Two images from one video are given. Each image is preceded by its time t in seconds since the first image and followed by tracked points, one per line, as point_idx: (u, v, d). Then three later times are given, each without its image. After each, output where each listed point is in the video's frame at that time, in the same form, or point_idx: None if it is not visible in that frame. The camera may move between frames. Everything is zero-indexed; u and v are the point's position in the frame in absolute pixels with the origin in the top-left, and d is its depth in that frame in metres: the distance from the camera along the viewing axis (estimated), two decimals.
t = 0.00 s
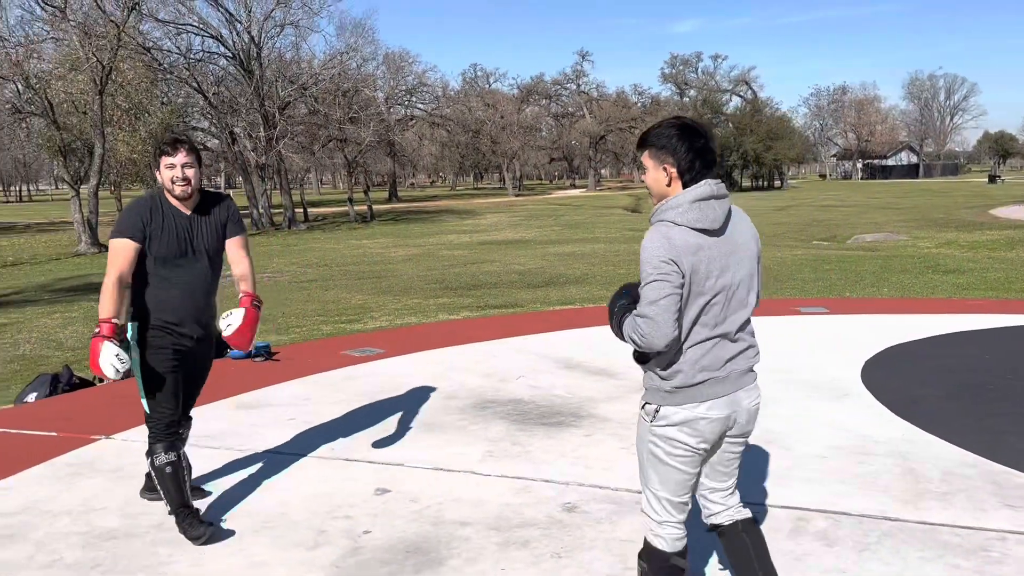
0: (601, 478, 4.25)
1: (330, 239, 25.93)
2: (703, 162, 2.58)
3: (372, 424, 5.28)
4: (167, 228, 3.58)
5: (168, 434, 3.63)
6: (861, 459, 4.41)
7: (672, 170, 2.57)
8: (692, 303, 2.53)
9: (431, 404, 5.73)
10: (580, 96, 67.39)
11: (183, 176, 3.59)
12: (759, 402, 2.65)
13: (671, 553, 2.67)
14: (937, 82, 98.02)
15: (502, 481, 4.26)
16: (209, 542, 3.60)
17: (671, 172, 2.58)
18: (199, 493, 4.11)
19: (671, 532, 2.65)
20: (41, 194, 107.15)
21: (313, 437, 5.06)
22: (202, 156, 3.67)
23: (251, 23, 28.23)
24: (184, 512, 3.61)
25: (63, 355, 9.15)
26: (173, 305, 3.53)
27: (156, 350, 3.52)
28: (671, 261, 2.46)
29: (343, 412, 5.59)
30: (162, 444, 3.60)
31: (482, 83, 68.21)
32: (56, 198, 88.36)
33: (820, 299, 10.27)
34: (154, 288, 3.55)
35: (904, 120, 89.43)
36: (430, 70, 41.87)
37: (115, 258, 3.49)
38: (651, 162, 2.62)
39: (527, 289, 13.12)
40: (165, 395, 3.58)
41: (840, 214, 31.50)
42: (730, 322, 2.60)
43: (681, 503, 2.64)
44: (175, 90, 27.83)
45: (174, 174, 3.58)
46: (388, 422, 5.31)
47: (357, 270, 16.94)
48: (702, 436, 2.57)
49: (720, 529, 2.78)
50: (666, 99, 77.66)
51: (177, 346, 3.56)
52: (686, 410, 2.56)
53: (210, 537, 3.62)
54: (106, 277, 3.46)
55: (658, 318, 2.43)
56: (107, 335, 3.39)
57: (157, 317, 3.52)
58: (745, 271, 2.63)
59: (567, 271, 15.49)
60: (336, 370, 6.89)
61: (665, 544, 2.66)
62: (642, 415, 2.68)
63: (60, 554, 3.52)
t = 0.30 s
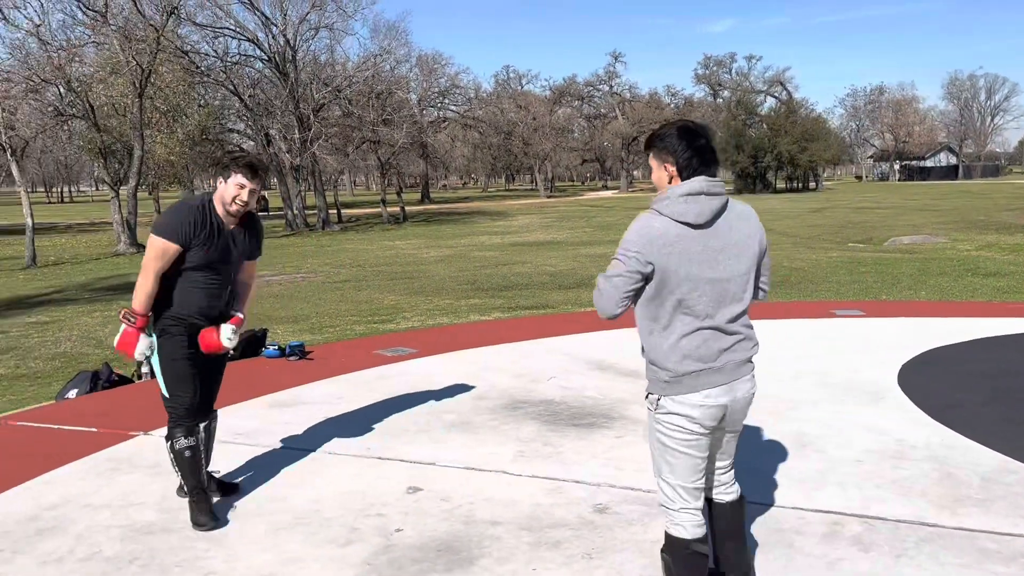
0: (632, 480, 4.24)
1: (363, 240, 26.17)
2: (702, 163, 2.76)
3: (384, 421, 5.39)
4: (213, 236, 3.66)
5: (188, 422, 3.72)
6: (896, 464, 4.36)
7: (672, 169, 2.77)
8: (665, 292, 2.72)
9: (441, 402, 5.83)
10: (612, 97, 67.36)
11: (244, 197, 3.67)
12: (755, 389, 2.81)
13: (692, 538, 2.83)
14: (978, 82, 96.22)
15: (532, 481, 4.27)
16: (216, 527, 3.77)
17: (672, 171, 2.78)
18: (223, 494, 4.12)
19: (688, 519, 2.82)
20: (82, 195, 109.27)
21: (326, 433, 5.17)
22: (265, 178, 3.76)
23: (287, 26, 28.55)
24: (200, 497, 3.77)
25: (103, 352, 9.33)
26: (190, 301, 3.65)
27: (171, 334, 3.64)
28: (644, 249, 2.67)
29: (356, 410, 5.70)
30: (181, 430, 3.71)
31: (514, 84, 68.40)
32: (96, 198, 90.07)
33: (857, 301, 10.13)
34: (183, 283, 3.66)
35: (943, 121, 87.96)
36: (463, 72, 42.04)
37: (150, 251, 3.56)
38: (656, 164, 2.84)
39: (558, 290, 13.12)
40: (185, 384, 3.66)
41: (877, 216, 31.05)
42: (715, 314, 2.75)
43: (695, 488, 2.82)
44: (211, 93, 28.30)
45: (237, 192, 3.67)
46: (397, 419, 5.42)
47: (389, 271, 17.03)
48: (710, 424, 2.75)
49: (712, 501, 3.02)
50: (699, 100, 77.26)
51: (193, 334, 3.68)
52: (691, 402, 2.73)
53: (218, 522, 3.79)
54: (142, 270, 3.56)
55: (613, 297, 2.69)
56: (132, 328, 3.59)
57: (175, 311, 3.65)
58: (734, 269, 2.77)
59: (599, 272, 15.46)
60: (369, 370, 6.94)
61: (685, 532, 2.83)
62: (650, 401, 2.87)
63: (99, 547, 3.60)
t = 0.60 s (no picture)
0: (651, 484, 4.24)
1: (384, 243, 26.31)
2: (716, 174, 2.86)
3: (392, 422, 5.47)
4: (232, 235, 3.73)
5: (201, 422, 3.78)
6: (918, 471, 4.32)
7: (687, 178, 2.87)
8: (685, 292, 2.80)
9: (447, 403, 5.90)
10: (633, 101, 67.35)
11: (267, 193, 3.75)
12: (760, 388, 2.91)
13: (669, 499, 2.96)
14: (1005, 84, 95.09)
15: (550, 485, 4.29)
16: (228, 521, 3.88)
17: (688, 180, 2.86)
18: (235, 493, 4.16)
19: (645, 483, 3.00)
20: (108, 198, 110.79)
21: (336, 433, 5.24)
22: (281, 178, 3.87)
23: (309, 30, 28.73)
24: (207, 493, 3.85)
25: (127, 353, 9.45)
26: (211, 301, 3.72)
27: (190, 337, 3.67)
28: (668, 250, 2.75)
29: (366, 411, 5.76)
30: (192, 429, 3.77)
31: (535, 87, 68.54)
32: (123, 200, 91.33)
33: (879, 306, 10.04)
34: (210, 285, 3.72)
35: (969, 125, 86.97)
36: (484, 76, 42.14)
37: (176, 252, 3.56)
38: (674, 174, 2.91)
39: (578, 294, 13.13)
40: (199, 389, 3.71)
41: (900, 220, 30.77)
42: (728, 314, 2.84)
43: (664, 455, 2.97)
44: (235, 96, 28.59)
45: (256, 189, 3.73)
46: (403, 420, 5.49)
47: (410, 274, 17.11)
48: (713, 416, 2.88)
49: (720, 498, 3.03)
50: (720, 103, 77.02)
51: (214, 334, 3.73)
52: (697, 395, 2.85)
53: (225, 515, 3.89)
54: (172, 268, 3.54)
55: (653, 294, 2.74)
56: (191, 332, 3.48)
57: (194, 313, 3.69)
58: (749, 269, 2.85)
59: (619, 276, 15.44)
60: (389, 373, 6.98)
61: (642, 488, 3.01)
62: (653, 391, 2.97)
63: (124, 546, 3.66)
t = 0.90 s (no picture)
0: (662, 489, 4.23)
1: (395, 246, 26.40)
2: (699, 179, 2.98)
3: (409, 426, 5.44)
4: (233, 224, 3.74)
5: (221, 426, 3.83)
6: (931, 478, 4.30)
7: (672, 183, 2.96)
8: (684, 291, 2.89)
9: (471, 408, 5.85)
10: (645, 105, 67.40)
11: (260, 178, 3.76)
12: (743, 375, 3.01)
13: (656, 497, 3.03)
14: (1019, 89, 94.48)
15: (561, 489, 4.28)
16: (231, 522, 3.92)
17: (673, 186, 2.96)
18: (240, 496, 4.20)
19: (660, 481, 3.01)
20: (122, 200, 111.58)
21: (355, 438, 5.23)
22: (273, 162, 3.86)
23: (322, 33, 28.84)
24: (214, 492, 3.94)
25: (141, 355, 9.51)
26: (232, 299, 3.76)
27: (217, 340, 3.71)
28: (667, 253, 2.83)
29: (383, 415, 5.73)
30: (212, 434, 3.83)
31: (547, 91, 68.67)
32: (138, 202, 92.00)
33: (892, 312, 9.99)
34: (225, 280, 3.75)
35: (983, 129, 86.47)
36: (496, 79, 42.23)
37: (180, 249, 3.60)
38: (655, 179, 3.01)
39: (589, 298, 13.13)
40: (224, 392, 3.76)
41: (913, 225, 30.62)
42: (714, 310, 2.96)
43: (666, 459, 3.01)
44: (248, 99, 28.71)
45: (249, 179, 3.74)
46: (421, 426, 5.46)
47: (421, 277, 17.16)
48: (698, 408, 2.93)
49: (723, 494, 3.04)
50: (732, 108, 76.94)
51: (238, 335, 3.76)
52: (685, 384, 2.93)
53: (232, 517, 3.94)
54: (184, 266, 3.57)
55: (655, 300, 2.78)
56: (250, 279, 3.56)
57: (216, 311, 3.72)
58: (730, 267, 3.00)
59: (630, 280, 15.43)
60: (400, 376, 6.99)
61: (653, 494, 3.03)
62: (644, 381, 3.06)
63: (137, 546, 3.69)
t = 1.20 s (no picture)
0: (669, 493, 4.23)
1: (401, 250, 26.44)
2: (648, 182, 3.08)
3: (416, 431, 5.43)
4: (232, 224, 3.73)
5: (215, 434, 3.78)
6: (937, 485, 4.29)
7: (625, 191, 3.09)
8: (633, 294, 3.04)
9: (478, 413, 5.85)
10: (651, 110, 67.68)
11: (250, 180, 3.76)
12: (702, 370, 3.14)
13: (642, 493, 3.12)
14: None
15: (566, 493, 4.29)
16: (221, 536, 3.80)
17: (627, 195, 3.09)
18: (247, 500, 4.20)
19: (643, 478, 3.11)
20: (129, 202, 112.03)
21: (362, 442, 5.22)
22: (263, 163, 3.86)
23: (329, 38, 28.93)
24: (202, 506, 3.80)
25: (147, 358, 9.53)
26: (243, 304, 3.72)
27: (223, 347, 3.67)
28: (612, 260, 3.01)
29: (390, 419, 5.73)
30: (206, 440, 3.75)
31: (553, 96, 68.81)
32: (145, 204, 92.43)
33: (897, 318, 9.97)
34: (235, 283, 3.72)
35: (989, 136, 86.27)
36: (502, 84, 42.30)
37: (190, 253, 3.56)
38: (610, 190, 3.16)
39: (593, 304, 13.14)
40: (223, 400, 3.74)
41: (919, 231, 30.55)
42: (670, 311, 3.07)
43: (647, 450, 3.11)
44: (255, 103, 28.70)
45: (241, 178, 3.75)
46: (427, 430, 5.46)
47: (427, 281, 17.18)
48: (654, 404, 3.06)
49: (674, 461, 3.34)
50: (738, 113, 77.06)
51: (243, 342, 3.72)
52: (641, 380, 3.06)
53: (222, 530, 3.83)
54: (200, 265, 3.51)
55: (599, 305, 3.03)
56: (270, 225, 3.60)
57: (226, 316, 3.69)
58: (686, 269, 3.10)
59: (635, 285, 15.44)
60: (406, 379, 7.01)
61: (636, 487, 3.11)
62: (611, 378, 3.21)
63: (142, 548, 3.70)
